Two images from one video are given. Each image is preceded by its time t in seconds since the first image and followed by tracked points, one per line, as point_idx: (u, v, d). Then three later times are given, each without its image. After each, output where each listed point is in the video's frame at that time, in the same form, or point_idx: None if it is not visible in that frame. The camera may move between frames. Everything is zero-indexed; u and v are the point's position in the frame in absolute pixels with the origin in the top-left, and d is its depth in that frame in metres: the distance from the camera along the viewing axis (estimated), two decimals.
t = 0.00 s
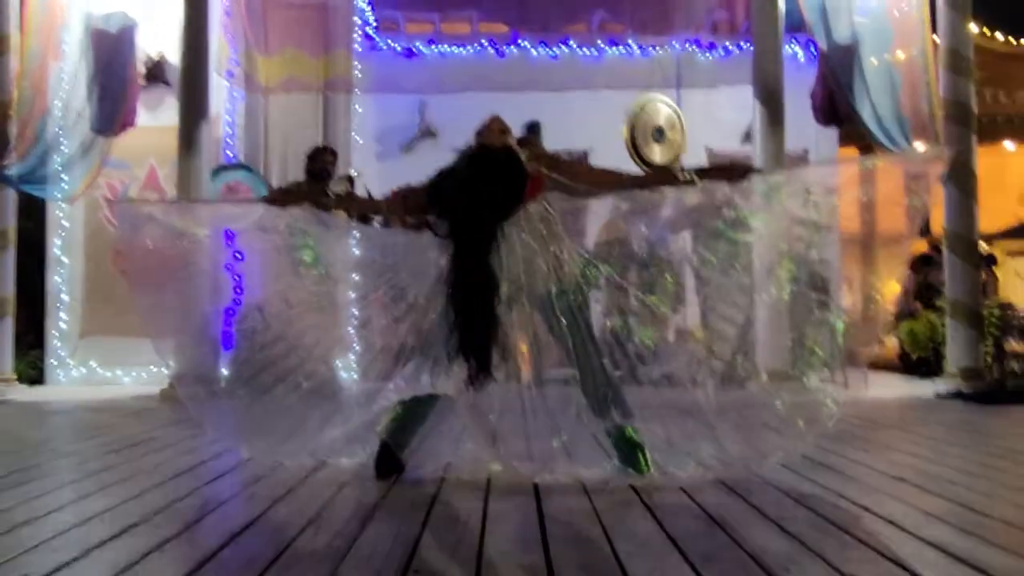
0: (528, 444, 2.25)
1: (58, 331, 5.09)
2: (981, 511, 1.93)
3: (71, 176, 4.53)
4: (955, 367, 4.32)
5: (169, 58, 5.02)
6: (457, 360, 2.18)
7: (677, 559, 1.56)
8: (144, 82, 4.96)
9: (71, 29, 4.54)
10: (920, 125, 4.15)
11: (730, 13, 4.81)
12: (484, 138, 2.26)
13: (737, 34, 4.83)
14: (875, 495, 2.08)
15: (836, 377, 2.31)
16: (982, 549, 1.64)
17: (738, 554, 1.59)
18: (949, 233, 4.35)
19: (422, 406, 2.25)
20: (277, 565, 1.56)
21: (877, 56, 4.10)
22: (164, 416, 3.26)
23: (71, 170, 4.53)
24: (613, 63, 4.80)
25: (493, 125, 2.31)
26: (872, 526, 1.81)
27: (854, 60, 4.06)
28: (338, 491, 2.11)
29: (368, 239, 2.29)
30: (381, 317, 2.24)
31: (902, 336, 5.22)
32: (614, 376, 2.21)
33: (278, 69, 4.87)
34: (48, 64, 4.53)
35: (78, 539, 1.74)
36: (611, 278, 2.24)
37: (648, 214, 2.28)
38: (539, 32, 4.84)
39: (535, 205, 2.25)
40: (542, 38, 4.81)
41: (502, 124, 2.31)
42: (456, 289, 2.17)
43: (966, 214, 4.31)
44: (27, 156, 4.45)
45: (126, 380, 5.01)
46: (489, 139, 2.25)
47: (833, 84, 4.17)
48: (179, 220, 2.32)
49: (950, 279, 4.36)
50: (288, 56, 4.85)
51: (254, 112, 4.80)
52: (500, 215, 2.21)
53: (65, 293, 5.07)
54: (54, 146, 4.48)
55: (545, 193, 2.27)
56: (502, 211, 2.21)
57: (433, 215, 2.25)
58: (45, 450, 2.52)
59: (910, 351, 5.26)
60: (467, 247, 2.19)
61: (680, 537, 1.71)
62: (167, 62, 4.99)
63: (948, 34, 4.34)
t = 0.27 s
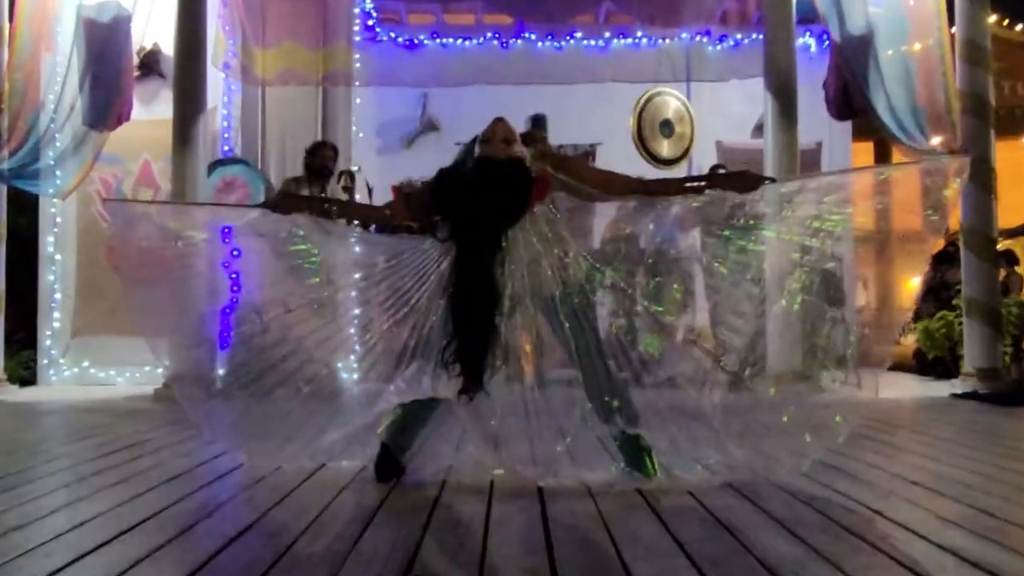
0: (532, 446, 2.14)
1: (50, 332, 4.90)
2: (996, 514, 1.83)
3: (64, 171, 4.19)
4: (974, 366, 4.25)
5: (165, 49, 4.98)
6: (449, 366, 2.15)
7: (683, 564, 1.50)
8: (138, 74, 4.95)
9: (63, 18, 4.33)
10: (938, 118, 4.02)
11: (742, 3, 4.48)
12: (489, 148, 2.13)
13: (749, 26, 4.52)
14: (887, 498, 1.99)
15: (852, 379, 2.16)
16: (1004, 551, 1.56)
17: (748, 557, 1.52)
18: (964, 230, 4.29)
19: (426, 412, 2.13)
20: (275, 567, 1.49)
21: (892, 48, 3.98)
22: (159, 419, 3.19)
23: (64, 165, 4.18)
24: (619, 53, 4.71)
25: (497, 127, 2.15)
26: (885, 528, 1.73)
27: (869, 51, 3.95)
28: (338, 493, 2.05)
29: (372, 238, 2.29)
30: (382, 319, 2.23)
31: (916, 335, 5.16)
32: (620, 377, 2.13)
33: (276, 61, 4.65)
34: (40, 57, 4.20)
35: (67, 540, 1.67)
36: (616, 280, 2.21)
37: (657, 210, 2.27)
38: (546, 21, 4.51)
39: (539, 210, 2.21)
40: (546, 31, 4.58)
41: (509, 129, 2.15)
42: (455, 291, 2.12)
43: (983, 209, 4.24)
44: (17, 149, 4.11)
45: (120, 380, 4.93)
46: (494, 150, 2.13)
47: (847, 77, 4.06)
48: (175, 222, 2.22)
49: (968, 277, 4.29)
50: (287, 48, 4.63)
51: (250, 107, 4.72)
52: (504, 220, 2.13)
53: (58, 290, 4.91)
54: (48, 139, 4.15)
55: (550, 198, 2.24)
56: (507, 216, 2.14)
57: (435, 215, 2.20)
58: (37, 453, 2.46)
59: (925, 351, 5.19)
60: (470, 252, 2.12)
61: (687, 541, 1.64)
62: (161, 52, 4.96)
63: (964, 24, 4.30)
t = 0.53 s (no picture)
0: (513, 448, 2.10)
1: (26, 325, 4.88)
2: (984, 527, 1.78)
3: (42, 162, 4.14)
4: (967, 376, 4.20)
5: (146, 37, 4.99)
6: (433, 370, 2.05)
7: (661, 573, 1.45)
8: (120, 63, 4.91)
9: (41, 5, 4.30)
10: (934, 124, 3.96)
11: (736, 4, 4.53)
12: (476, 154, 2.04)
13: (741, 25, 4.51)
14: (874, 508, 1.94)
15: (842, 387, 2.10)
16: (993, 566, 1.51)
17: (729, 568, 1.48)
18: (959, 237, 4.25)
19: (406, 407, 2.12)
20: (243, 570, 1.43)
21: (889, 51, 3.95)
22: (137, 415, 3.13)
23: (42, 155, 4.15)
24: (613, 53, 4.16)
25: (483, 131, 2.07)
26: (871, 539, 1.68)
27: (866, 54, 3.93)
28: (313, 495, 2.00)
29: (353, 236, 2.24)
30: (368, 324, 2.20)
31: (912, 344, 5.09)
32: (603, 377, 2.10)
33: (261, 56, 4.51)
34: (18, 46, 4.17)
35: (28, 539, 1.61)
36: (602, 284, 2.20)
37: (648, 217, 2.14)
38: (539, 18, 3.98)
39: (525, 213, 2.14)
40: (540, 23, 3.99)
41: (495, 132, 2.06)
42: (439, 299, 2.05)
43: (981, 217, 4.20)
44: None
45: (96, 375, 4.90)
46: (480, 156, 2.04)
47: (844, 79, 4.05)
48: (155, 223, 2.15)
49: (962, 286, 4.24)
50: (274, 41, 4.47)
51: (232, 94, 5.00)
52: (490, 225, 2.06)
53: (34, 282, 4.88)
54: (26, 128, 4.11)
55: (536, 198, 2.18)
56: (492, 220, 2.06)
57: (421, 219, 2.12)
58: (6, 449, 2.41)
59: (920, 361, 5.12)
60: (453, 259, 2.04)
61: (668, 550, 1.59)
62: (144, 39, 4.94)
63: (965, 28, 4.23)
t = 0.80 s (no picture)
0: (516, 443, 2.15)
1: (30, 323, 4.88)
2: (988, 523, 1.78)
3: (46, 159, 4.18)
4: (971, 372, 4.19)
5: (151, 36, 4.96)
6: (440, 366, 2.03)
7: (665, 569, 1.45)
8: (124, 61, 4.91)
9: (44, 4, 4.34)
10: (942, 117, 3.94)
11: None
12: (478, 151, 2.09)
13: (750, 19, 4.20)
14: (877, 505, 1.94)
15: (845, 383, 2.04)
16: (997, 562, 1.51)
17: (732, 564, 1.48)
18: (965, 233, 4.23)
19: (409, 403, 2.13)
20: (248, 567, 1.44)
21: (892, 45, 3.96)
22: (140, 412, 3.13)
23: (46, 152, 4.18)
24: (614, 49, 4.33)
25: (485, 129, 2.11)
26: (875, 536, 1.68)
27: (870, 48, 3.94)
28: (317, 491, 2.00)
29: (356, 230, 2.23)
30: (370, 323, 2.15)
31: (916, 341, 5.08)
32: (605, 372, 2.11)
33: (264, 52, 4.22)
34: (23, 44, 4.22)
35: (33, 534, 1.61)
36: (606, 276, 2.17)
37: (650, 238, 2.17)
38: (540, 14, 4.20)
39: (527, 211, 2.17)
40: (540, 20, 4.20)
41: (496, 130, 2.11)
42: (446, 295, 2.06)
43: (985, 213, 4.19)
44: None
45: (101, 372, 4.89)
46: (482, 154, 2.08)
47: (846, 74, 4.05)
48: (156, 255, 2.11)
49: (966, 282, 4.23)
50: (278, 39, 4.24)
51: (237, 92, 4.71)
52: (494, 220, 2.08)
53: (38, 281, 4.88)
54: (29, 126, 4.13)
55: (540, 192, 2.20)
56: (496, 216, 2.09)
57: (420, 219, 2.13)
58: (11, 447, 2.41)
59: (925, 357, 5.11)
60: (459, 255, 2.05)
61: (672, 546, 1.59)
62: (147, 37, 4.91)
63: (968, 24, 4.21)
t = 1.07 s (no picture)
0: (518, 439, 2.14)
1: (32, 321, 4.89)
2: (990, 519, 1.77)
3: (49, 157, 4.17)
4: (974, 368, 4.18)
5: (155, 36, 4.92)
6: (446, 368, 2.03)
7: (667, 565, 1.45)
8: (126, 58, 4.90)
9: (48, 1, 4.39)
10: (945, 111, 3.94)
11: None
12: (481, 152, 2.03)
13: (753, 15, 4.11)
14: (880, 500, 1.94)
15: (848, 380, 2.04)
16: (1000, 558, 1.51)
17: (734, 560, 1.48)
18: (968, 228, 4.22)
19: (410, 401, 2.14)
20: (251, 563, 1.44)
21: (896, 40, 3.94)
22: (141, 409, 3.13)
23: (49, 150, 4.16)
24: (618, 45, 4.41)
25: (488, 128, 2.05)
26: (878, 531, 1.68)
27: (873, 44, 3.92)
28: (320, 489, 2.00)
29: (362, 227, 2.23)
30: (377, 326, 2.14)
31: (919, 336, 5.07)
32: (608, 371, 2.12)
33: (266, 49, 4.22)
34: (26, 41, 4.21)
35: (36, 531, 1.62)
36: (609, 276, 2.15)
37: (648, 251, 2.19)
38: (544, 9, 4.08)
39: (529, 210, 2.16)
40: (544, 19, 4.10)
41: (500, 129, 2.04)
42: (449, 296, 2.03)
43: (989, 208, 4.18)
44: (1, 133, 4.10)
45: (103, 370, 4.89)
46: (485, 155, 2.03)
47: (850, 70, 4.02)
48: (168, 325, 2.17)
49: (969, 276, 4.22)
50: (280, 35, 4.25)
51: (240, 89, 4.66)
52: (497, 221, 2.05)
53: (42, 278, 4.89)
54: (32, 123, 4.13)
55: (544, 191, 2.21)
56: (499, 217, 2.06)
57: (422, 219, 2.09)
58: (14, 445, 2.41)
59: (927, 353, 5.10)
60: (463, 257, 2.01)
61: (674, 543, 1.59)
62: (151, 36, 4.90)
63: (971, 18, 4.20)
